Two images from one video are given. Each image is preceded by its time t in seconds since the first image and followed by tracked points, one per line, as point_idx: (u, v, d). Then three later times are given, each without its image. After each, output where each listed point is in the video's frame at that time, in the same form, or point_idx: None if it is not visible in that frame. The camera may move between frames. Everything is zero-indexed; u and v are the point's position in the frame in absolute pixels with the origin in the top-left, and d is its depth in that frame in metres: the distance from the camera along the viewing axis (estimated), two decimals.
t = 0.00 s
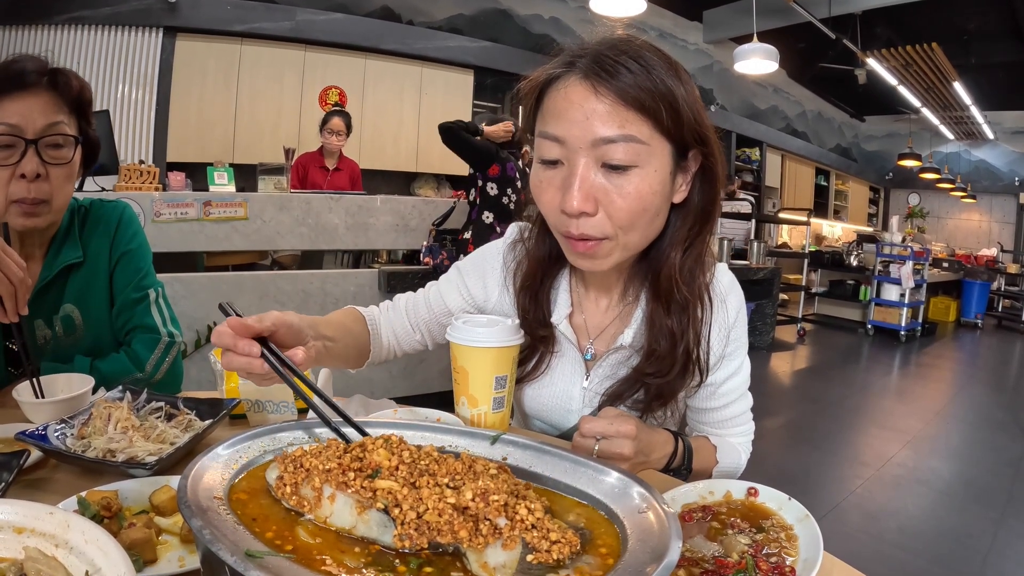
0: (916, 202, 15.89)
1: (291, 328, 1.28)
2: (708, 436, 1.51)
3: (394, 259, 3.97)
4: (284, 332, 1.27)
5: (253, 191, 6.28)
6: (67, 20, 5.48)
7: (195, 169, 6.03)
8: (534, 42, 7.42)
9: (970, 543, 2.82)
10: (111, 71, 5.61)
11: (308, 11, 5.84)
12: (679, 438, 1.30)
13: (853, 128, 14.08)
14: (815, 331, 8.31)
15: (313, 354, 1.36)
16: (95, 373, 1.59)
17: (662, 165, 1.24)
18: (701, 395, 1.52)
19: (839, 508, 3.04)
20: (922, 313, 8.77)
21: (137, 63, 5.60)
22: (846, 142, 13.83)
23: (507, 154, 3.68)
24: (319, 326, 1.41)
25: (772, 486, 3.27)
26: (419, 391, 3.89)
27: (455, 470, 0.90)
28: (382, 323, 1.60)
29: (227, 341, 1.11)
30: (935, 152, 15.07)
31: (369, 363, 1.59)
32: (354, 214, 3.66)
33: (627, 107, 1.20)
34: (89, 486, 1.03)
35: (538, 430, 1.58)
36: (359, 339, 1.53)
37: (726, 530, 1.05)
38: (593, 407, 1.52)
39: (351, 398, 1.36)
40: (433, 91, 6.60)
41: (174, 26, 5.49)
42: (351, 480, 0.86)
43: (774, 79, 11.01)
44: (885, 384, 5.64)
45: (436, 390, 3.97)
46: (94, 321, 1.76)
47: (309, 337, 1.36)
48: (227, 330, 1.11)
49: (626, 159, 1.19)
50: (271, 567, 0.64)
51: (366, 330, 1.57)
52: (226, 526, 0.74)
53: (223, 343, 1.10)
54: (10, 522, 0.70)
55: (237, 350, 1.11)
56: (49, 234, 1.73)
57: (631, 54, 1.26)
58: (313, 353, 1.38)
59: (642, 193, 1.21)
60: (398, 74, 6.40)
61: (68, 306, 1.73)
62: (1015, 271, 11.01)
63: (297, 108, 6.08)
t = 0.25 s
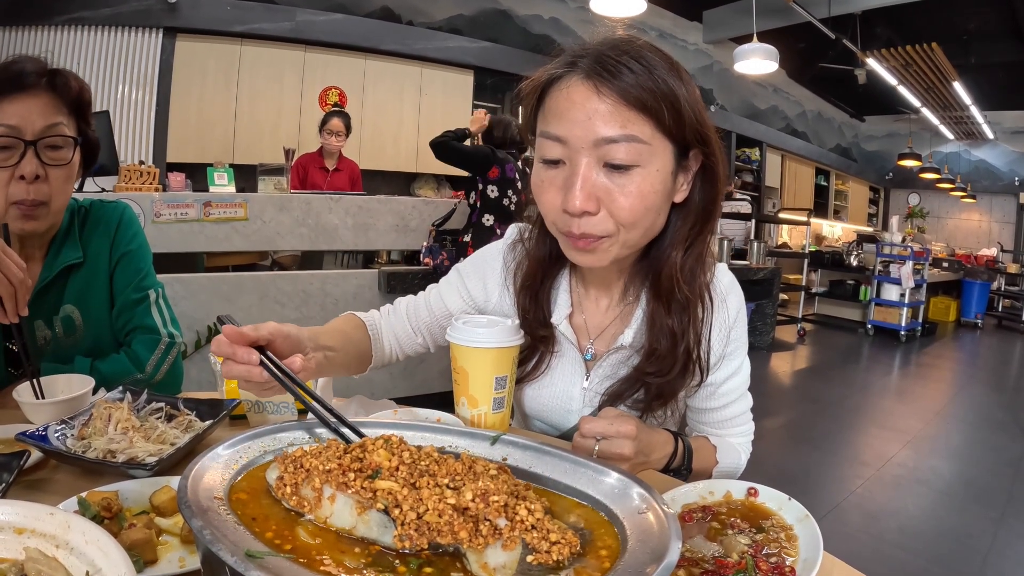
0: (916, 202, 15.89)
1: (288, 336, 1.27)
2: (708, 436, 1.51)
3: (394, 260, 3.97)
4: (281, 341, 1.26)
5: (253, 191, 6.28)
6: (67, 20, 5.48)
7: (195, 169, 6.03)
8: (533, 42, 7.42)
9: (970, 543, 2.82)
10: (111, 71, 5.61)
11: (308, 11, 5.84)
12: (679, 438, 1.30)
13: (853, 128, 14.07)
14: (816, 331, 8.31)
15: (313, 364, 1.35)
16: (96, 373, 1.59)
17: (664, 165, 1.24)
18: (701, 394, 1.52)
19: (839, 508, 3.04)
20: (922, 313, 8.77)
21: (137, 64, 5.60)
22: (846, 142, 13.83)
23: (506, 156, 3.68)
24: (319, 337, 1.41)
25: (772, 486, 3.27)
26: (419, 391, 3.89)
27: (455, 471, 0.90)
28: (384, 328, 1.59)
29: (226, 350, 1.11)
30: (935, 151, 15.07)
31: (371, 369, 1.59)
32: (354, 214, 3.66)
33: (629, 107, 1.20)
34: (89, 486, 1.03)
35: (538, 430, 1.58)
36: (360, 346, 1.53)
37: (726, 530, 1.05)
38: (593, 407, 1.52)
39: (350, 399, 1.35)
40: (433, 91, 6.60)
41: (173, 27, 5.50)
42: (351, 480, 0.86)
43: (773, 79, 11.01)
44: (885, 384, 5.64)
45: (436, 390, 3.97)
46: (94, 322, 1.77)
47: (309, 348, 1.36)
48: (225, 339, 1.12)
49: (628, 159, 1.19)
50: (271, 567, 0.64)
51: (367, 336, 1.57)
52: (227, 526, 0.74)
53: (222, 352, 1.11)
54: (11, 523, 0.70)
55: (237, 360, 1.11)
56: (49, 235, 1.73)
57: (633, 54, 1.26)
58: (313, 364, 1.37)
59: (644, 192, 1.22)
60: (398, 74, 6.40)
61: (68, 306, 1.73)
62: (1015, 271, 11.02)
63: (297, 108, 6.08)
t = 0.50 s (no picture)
0: (916, 202, 15.88)
1: (285, 333, 1.28)
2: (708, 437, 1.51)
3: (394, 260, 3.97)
4: (276, 338, 1.25)
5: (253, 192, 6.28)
6: (67, 21, 5.49)
7: (195, 170, 6.03)
8: (533, 42, 7.42)
9: (971, 543, 2.82)
10: (110, 72, 5.62)
11: (308, 11, 5.84)
12: (679, 438, 1.30)
13: (853, 128, 14.07)
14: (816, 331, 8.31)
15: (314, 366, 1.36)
16: (96, 374, 1.60)
17: (667, 164, 1.25)
18: (701, 394, 1.52)
19: (839, 508, 3.04)
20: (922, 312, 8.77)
21: (137, 64, 5.61)
22: (846, 142, 13.83)
23: (506, 155, 3.68)
24: (321, 337, 1.42)
25: (773, 486, 3.27)
26: (419, 391, 3.89)
27: (455, 471, 0.90)
28: (386, 332, 1.59)
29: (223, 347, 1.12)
30: (935, 151, 15.07)
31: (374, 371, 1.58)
32: (354, 215, 3.66)
33: (633, 105, 1.20)
34: (89, 487, 1.03)
35: (538, 430, 1.58)
36: (363, 348, 1.53)
37: (726, 530, 1.05)
38: (594, 406, 1.51)
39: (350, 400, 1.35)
40: (433, 92, 6.60)
41: (173, 28, 5.50)
42: (351, 480, 0.86)
43: (773, 79, 11.01)
44: (886, 384, 5.63)
45: (436, 390, 3.98)
46: (94, 323, 1.77)
47: (309, 347, 1.37)
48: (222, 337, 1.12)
49: (632, 157, 1.19)
50: (271, 567, 0.64)
51: (370, 339, 1.56)
52: (227, 527, 0.74)
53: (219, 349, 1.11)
54: (12, 524, 0.70)
55: (235, 357, 1.12)
56: (49, 237, 1.73)
57: (637, 54, 1.26)
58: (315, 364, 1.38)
59: (647, 191, 1.22)
60: (398, 75, 6.40)
61: (68, 307, 1.73)
62: (1015, 271, 11.02)
63: (297, 109, 6.08)
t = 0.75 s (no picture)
0: (914, 202, 15.90)
1: (281, 314, 1.27)
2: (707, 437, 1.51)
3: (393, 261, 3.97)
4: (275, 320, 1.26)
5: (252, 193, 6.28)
6: (65, 22, 5.50)
7: (194, 171, 6.03)
8: (532, 43, 7.42)
9: (971, 543, 2.82)
10: (109, 73, 5.62)
11: (307, 12, 5.85)
12: (678, 439, 1.31)
13: (851, 128, 14.09)
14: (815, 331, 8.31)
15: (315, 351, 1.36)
16: (96, 376, 1.60)
17: (673, 163, 1.25)
18: (701, 394, 1.52)
19: (839, 508, 3.04)
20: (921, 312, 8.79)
21: (135, 65, 5.61)
22: (844, 142, 13.84)
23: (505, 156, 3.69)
24: (320, 323, 1.42)
25: (772, 486, 3.27)
26: (419, 392, 3.89)
27: (455, 471, 0.91)
28: (387, 327, 1.58)
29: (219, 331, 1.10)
30: (933, 151, 15.08)
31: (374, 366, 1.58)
32: (353, 215, 3.66)
33: (641, 104, 1.21)
34: (88, 488, 1.03)
35: (538, 429, 1.59)
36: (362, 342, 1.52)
37: (725, 530, 1.05)
38: (595, 404, 1.51)
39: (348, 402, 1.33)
40: (432, 92, 6.60)
41: (172, 29, 5.50)
42: (351, 481, 0.86)
43: (772, 80, 11.03)
44: (885, 384, 5.64)
45: (436, 391, 3.98)
46: (93, 324, 1.77)
47: (311, 332, 1.37)
48: (216, 321, 1.11)
49: (639, 154, 1.20)
50: (272, 568, 0.64)
51: (370, 334, 1.56)
52: (227, 528, 0.74)
53: (217, 333, 1.09)
54: (11, 525, 0.70)
55: (233, 338, 1.11)
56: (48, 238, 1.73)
57: (646, 53, 1.27)
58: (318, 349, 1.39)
59: (654, 188, 1.22)
60: (397, 76, 6.40)
61: (67, 308, 1.73)
62: (1014, 270, 11.03)
63: (296, 110, 6.08)
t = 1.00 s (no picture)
0: (912, 203, 15.94)
1: (282, 294, 1.27)
2: (706, 439, 1.52)
3: (391, 263, 3.97)
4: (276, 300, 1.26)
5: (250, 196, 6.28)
6: (62, 25, 5.50)
7: (191, 174, 6.03)
8: (529, 45, 7.43)
9: (970, 542, 2.82)
10: (105, 76, 5.62)
11: (304, 15, 5.85)
12: (677, 441, 1.31)
13: (848, 128, 14.12)
14: (813, 332, 8.32)
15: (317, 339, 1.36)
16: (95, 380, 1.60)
17: (686, 161, 1.26)
18: (701, 396, 1.53)
19: (838, 509, 3.05)
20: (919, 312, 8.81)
21: (132, 68, 5.61)
22: (841, 143, 13.86)
23: (501, 159, 3.69)
24: (322, 310, 1.41)
25: (771, 487, 3.28)
26: (417, 395, 3.89)
27: (452, 475, 0.91)
28: (385, 322, 1.58)
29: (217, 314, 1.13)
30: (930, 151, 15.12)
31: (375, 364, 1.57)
32: (351, 218, 3.66)
33: (657, 101, 1.22)
34: (87, 492, 1.04)
35: (538, 430, 1.62)
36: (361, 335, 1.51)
37: (723, 531, 1.05)
38: (599, 404, 1.52)
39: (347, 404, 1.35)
40: (429, 95, 6.61)
41: (169, 32, 5.50)
42: (350, 485, 0.86)
43: (769, 81, 11.06)
44: (883, 384, 5.65)
45: (434, 394, 3.98)
46: (91, 328, 1.77)
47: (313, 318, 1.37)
48: (213, 303, 1.14)
49: (655, 149, 1.21)
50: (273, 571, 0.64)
51: (369, 329, 1.55)
52: (225, 532, 0.74)
53: (214, 313, 1.12)
54: (10, 529, 0.70)
55: (232, 320, 1.13)
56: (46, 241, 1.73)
57: (662, 53, 1.28)
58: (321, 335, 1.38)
59: (668, 184, 1.23)
60: (394, 78, 6.41)
61: (65, 312, 1.73)
62: (1012, 270, 11.06)
63: (294, 113, 6.08)
